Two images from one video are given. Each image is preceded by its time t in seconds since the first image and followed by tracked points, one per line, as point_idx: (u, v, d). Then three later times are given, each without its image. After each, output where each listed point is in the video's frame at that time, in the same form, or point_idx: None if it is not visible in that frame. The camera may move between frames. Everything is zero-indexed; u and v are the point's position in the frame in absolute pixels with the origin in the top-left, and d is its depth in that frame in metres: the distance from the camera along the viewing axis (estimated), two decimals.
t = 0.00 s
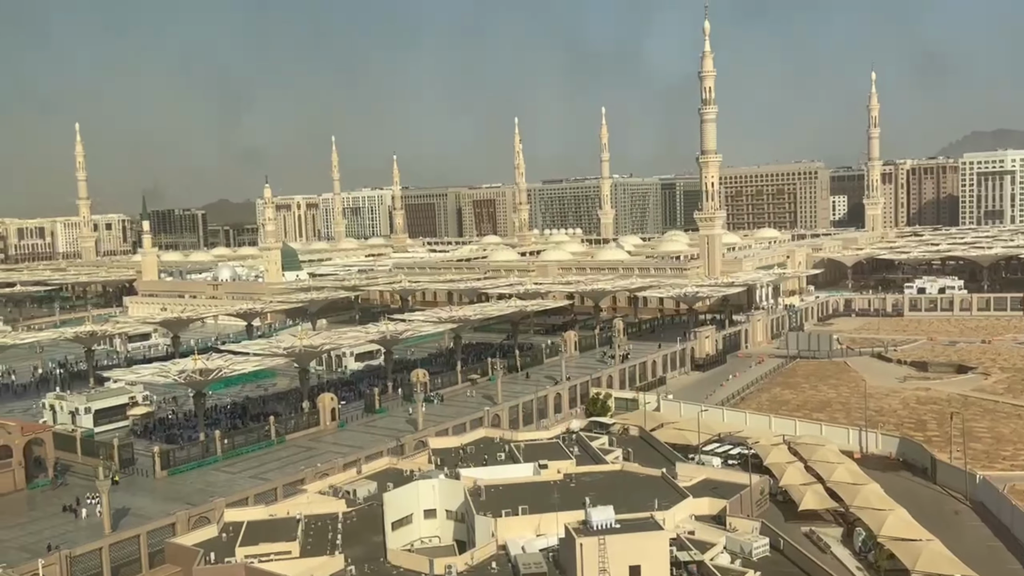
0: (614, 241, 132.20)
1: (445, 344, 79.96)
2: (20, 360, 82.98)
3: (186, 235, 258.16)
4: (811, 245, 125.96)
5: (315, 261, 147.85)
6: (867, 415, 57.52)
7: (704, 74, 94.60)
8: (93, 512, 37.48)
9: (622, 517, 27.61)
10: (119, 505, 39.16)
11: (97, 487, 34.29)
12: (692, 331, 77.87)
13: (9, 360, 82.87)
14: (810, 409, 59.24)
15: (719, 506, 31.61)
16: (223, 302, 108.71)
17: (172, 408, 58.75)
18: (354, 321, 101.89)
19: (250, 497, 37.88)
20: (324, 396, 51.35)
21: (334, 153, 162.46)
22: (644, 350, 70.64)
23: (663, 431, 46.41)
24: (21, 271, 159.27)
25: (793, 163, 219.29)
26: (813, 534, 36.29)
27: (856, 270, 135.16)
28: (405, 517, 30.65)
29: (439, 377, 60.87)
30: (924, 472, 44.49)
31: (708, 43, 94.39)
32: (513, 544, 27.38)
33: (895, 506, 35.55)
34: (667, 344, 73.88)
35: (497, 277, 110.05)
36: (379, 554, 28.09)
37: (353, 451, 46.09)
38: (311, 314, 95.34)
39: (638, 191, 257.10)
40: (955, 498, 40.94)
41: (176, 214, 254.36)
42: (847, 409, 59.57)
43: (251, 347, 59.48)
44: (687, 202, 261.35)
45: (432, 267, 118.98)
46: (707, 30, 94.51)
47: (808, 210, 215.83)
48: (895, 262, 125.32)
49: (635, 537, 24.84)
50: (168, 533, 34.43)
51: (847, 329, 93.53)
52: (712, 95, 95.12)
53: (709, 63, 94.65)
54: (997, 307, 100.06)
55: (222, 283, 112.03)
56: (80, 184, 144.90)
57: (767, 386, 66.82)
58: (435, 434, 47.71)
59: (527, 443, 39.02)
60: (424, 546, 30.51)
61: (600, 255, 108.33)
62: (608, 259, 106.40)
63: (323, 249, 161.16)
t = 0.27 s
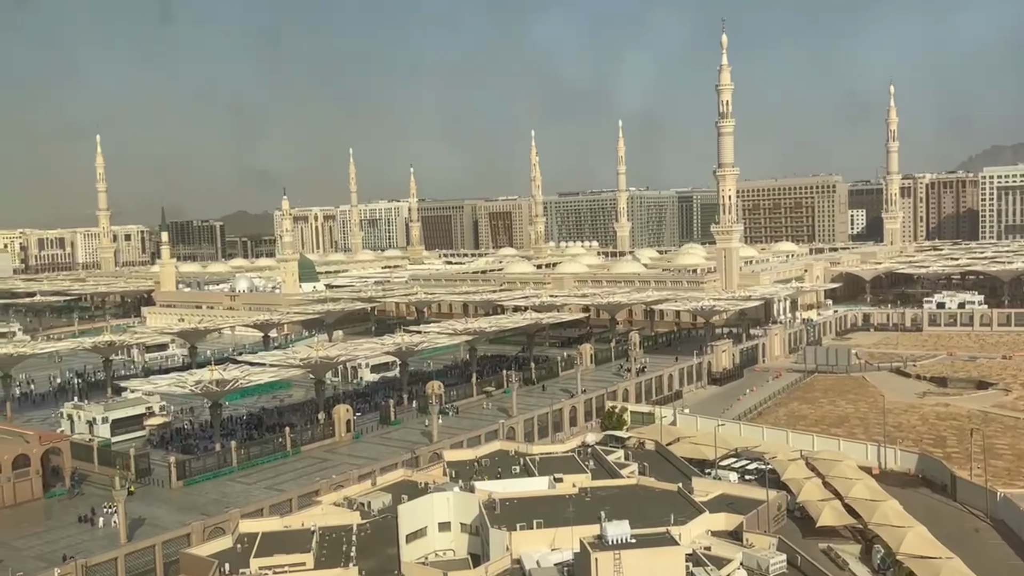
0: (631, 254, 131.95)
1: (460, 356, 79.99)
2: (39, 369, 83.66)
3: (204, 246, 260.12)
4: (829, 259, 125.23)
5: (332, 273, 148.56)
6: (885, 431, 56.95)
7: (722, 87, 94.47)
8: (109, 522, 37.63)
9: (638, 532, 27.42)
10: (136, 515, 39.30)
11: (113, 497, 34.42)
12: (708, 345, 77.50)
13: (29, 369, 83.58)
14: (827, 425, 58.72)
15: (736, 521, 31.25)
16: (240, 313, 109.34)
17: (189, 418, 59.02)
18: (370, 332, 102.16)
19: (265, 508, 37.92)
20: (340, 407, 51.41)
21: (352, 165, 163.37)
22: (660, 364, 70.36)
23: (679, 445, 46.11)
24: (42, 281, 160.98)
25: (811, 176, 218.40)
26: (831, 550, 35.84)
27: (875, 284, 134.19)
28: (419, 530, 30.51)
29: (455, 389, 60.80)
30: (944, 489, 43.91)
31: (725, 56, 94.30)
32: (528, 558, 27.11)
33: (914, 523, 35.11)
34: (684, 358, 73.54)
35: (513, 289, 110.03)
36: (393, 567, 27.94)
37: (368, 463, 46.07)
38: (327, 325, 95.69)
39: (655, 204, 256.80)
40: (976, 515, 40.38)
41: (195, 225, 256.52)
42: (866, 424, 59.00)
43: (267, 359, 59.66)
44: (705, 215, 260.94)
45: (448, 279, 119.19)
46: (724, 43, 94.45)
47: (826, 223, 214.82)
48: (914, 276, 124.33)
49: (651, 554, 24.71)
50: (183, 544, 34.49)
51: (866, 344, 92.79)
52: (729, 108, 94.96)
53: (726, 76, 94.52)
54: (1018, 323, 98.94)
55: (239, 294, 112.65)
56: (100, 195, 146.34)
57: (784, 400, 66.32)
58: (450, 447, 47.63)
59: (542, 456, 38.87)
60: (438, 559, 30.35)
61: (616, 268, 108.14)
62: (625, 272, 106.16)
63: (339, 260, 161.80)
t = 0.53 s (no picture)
0: (648, 263, 131.67)
1: (477, 364, 80.07)
2: (61, 374, 84.42)
3: (224, 253, 262.13)
4: (849, 269, 124.38)
5: (350, 280, 149.17)
6: (905, 443, 56.44)
7: (741, 97, 94.23)
8: (128, 527, 37.86)
9: (655, 543, 27.38)
10: (154, 521, 39.51)
11: (132, 502, 34.63)
12: (727, 355, 77.12)
13: (51, 374, 84.37)
14: (846, 437, 58.22)
15: (753, 533, 30.95)
16: (259, 320, 110.00)
17: (207, 424, 59.38)
18: (387, 340, 102.44)
19: (282, 515, 38.04)
20: (357, 415, 51.58)
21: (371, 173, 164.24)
22: (677, 374, 70.10)
23: (697, 456, 45.88)
24: (64, 287, 162.73)
25: (830, 187, 217.24)
26: (850, 563, 35.48)
27: (895, 295, 133.09)
28: (435, 538, 30.49)
29: (471, 397, 60.84)
30: (965, 503, 43.43)
31: (744, 66, 94.09)
32: (543, 567, 26.93)
33: (935, 537, 34.73)
34: (702, 368, 73.22)
35: (530, 298, 110.04)
36: None
37: (384, 471, 46.16)
38: (345, 333, 96.06)
39: (673, 214, 256.16)
40: (998, 530, 39.89)
41: (214, 233, 258.54)
42: (886, 436, 58.47)
43: (285, 365, 59.95)
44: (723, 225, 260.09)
45: (465, 287, 119.39)
46: (743, 53, 94.25)
47: (846, 234, 213.43)
48: (935, 287, 123.22)
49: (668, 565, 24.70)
50: (200, 549, 34.63)
51: (885, 355, 92.02)
52: (748, 117, 94.70)
53: (745, 86, 94.29)
54: None
55: (258, 301, 113.31)
56: (122, 202, 147.77)
57: (803, 412, 65.86)
58: (466, 455, 47.63)
59: (558, 466, 38.79)
60: (454, 567, 30.30)
61: (634, 277, 107.90)
62: (642, 281, 105.92)
63: (357, 268, 162.44)
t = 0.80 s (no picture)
0: (665, 269, 131.28)
1: (493, 369, 80.09)
2: (81, 375, 85.18)
3: (243, 256, 263.91)
4: (868, 277, 123.45)
5: (367, 284, 149.67)
6: (925, 452, 55.90)
7: (760, 103, 93.87)
8: (145, 528, 38.08)
9: (671, 551, 27.39)
10: (171, 521, 39.76)
11: (150, 503, 34.86)
12: (744, 362, 76.72)
13: (71, 375, 85.15)
14: (865, 445, 57.73)
15: (770, 542, 30.65)
16: (277, 322, 110.57)
17: (225, 426, 59.73)
18: (404, 344, 102.69)
19: (297, 517, 38.16)
20: (373, 418, 51.72)
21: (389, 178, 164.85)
22: (694, 380, 69.82)
23: (713, 463, 45.65)
24: (86, 288, 164.32)
25: (850, 193, 215.88)
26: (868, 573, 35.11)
27: (915, 302, 131.92)
28: (449, 542, 30.46)
29: (487, 402, 60.84)
30: (985, 514, 42.94)
31: (764, 72, 93.73)
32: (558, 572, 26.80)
33: (954, 548, 34.35)
34: (719, 375, 72.86)
35: (547, 302, 109.99)
36: None
37: (400, 474, 46.25)
38: (362, 337, 96.37)
39: (691, 220, 255.34)
40: (1018, 541, 39.40)
41: (233, 236, 260.45)
42: (905, 445, 57.93)
43: (303, 368, 60.22)
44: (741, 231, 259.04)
45: (482, 292, 119.48)
46: (762, 58, 93.91)
47: (865, 241, 211.90)
48: (956, 295, 122.08)
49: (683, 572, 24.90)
50: (216, 550, 34.78)
51: (905, 364, 91.24)
52: (767, 123, 94.32)
53: (764, 91, 93.93)
54: None
55: (276, 304, 113.88)
56: (142, 205, 149.05)
57: (821, 420, 65.38)
58: (481, 460, 47.62)
59: (574, 471, 38.69)
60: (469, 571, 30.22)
61: (651, 283, 107.59)
62: (660, 287, 105.63)
63: (374, 272, 162.95)
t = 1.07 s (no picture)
0: (682, 271, 130.81)
1: (508, 370, 80.05)
2: (99, 372, 85.85)
3: (260, 255, 265.29)
4: (887, 281, 122.48)
5: (383, 284, 150.01)
6: (943, 459, 55.39)
7: (779, 105, 93.38)
8: (161, 524, 38.32)
9: (686, 554, 27.26)
10: (187, 518, 39.99)
11: (166, 499, 35.07)
12: (760, 366, 76.31)
13: (89, 372, 85.83)
14: (882, 451, 57.28)
15: (785, 546, 30.45)
16: (293, 321, 111.03)
17: (240, 424, 60.02)
18: (419, 344, 102.85)
19: (312, 515, 38.28)
20: (387, 417, 51.82)
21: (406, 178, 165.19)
22: (710, 383, 69.49)
23: (729, 467, 45.41)
24: (105, 285, 165.65)
25: (869, 197, 214.24)
26: None
27: (934, 308, 130.73)
28: (463, 543, 30.47)
29: (502, 403, 60.81)
30: (1003, 521, 42.50)
31: (783, 74, 93.24)
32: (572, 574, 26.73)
33: (972, 555, 34.04)
34: (735, 378, 72.51)
35: (563, 304, 109.85)
36: None
37: (414, 474, 46.33)
38: (378, 336, 96.61)
39: (708, 222, 254.31)
40: None
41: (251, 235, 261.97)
42: (923, 452, 57.42)
43: (319, 367, 60.42)
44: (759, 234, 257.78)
45: (497, 292, 119.46)
46: (782, 61, 93.40)
47: (884, 245, 210.22)
48: (976, 301, 120.88)
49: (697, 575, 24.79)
50: (231, 548, 34.95)
51: (924, 369, 90.45)
52: (786, 126, 93.81)
53: (784, 94, 93.43)
54: None
55: (293, 302, 114.33)
56: (161, 203, 150.10)
57: (837, 425, 64.92)
58: (495, 460, 47.61)
59: (588, 474, 38.61)
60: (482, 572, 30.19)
61: (667, 285, 107.23)
62: (676, 289, 105.28)
63: (390, 272, 163.28)
